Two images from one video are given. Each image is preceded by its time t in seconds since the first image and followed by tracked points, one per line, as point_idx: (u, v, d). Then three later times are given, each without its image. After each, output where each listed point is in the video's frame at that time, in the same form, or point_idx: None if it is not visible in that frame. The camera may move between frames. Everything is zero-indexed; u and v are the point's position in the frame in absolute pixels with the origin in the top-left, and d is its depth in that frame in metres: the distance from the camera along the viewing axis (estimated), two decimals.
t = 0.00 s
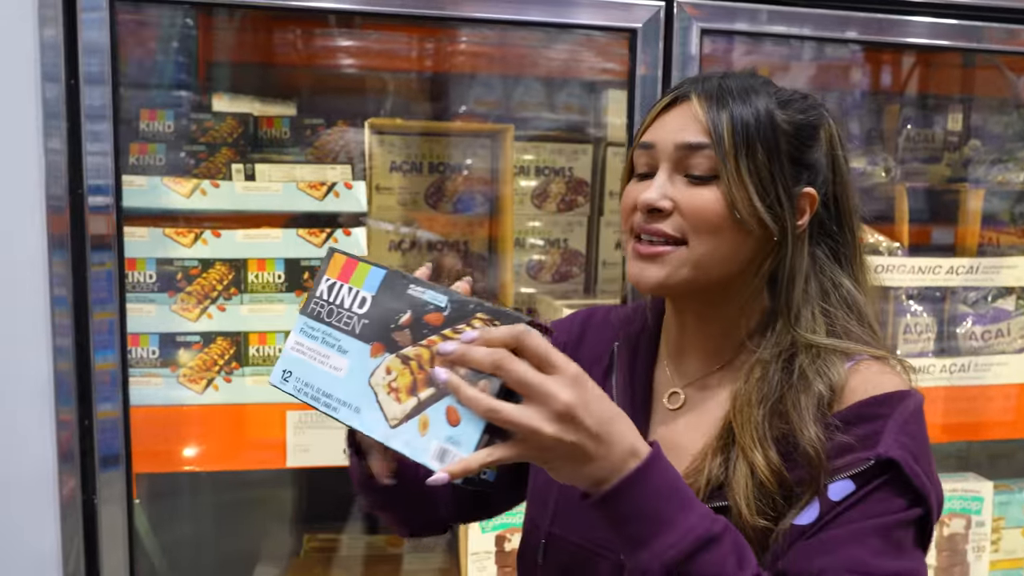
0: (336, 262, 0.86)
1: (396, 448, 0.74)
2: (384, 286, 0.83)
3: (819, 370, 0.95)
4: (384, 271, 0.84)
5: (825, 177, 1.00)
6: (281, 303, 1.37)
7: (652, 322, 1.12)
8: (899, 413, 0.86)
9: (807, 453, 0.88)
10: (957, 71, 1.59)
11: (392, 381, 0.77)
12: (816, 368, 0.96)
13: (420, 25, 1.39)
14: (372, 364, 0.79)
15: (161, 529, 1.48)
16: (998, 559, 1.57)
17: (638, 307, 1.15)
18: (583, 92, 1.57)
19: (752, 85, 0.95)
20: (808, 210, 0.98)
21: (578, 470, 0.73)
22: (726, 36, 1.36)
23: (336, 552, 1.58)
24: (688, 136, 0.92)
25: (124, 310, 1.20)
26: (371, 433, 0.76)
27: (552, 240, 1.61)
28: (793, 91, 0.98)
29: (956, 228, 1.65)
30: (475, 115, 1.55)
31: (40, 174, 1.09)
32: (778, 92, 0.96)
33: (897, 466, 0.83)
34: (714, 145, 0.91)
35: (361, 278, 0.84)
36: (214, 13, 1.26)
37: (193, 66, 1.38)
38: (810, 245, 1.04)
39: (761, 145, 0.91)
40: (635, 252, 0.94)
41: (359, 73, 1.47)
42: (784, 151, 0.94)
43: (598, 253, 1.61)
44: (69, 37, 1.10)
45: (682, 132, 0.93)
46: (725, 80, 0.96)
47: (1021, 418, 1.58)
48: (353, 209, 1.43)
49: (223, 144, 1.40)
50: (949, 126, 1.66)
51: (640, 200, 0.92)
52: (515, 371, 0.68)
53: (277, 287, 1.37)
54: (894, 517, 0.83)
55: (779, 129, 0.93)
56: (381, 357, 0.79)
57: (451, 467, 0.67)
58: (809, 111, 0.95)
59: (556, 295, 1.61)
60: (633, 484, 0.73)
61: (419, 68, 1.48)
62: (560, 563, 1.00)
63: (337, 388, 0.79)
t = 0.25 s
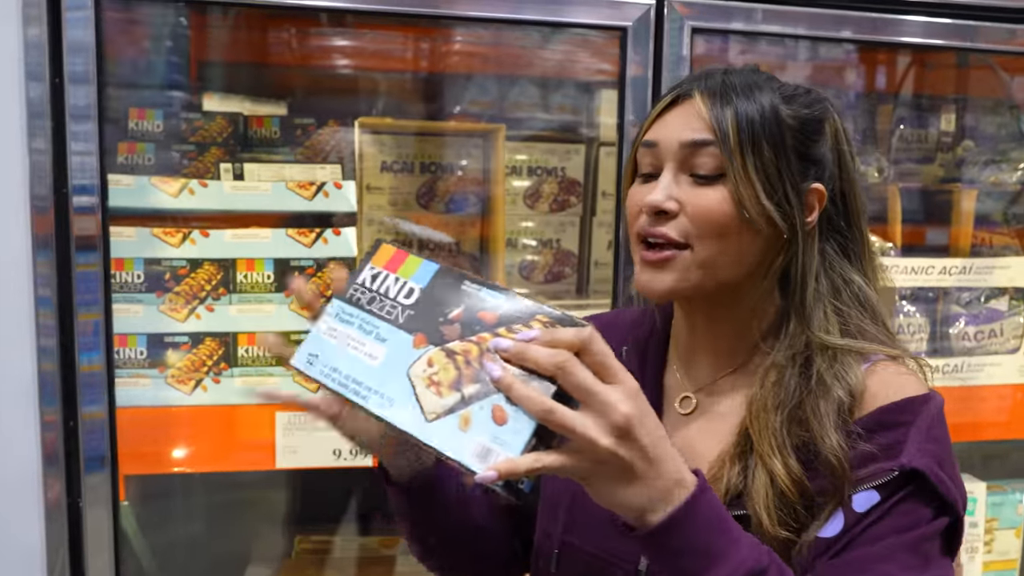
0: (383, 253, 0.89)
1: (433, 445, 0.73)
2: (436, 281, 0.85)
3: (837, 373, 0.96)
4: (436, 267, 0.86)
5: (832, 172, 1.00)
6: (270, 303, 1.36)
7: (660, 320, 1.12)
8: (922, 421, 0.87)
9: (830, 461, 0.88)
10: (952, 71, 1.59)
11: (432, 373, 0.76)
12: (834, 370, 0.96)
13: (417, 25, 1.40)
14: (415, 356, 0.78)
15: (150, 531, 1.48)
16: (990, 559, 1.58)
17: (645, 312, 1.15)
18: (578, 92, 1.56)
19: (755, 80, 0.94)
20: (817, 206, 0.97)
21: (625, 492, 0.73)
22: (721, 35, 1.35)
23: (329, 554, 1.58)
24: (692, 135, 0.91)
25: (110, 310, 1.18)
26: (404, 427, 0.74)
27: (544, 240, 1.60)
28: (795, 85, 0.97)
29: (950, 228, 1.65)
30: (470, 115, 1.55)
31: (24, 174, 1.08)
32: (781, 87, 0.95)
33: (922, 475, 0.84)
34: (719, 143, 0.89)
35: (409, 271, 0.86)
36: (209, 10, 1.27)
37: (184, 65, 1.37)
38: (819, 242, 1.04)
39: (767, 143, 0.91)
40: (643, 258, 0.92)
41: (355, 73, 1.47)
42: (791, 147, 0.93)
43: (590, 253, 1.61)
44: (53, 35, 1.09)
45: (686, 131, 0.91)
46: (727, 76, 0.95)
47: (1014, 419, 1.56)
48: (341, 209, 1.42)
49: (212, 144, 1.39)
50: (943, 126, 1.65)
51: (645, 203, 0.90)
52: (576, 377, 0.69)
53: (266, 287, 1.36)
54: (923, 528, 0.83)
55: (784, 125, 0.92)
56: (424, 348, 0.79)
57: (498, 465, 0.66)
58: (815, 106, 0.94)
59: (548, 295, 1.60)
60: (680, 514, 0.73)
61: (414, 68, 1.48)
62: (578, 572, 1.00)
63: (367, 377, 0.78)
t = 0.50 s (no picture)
0: (392, 302, 0.89)
1: (479, 487, 0.72)
2: (450, 321, 0.85)
3: (844, 371, 0.95)
4: (448, 309, 0.86)
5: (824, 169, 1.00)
6: (264, 304, 1.34)
7: (660, 323, 1.11)
8: (933, 418, 0.87)
9: (849, 460, 0.87)
10: (950, 69, 1.59)
11: (465, 416, 0.77)
12: (840, 367, 0.96)
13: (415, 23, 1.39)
14: (442, 402, 0.79)
15: (145, 533, 1.46)
16: (987, 559, 1.57)
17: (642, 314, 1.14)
18: (574, 92, 1.55)
19: (740, 82, 0.92)
20: (814, 204, 0.97)
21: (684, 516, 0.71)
22: (719, 33, 1.34)
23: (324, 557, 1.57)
24: (683, 147, 0.89)
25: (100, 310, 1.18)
26: (445, 473, 0.74)
27: (540, 239, 1.60)
28: (782, 83, 0.96)
29: (947, 228, 1.63)
30: (467, 114, 1.54)
31: (13, 174, 1.07)
32: (767, 87, 0.93)
33: (938, 475, 0.84)
34: (713, 154, 0.88)
35: (421, 317, 0.86)
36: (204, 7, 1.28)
37: (180, 65, 1.37)
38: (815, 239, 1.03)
39: (760, 147, 0.89)
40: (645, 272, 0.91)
41: (354, 72, 1.46)
42: (785, 150, 0.92)
43: (586, 252, 1.60)
44: (41, 34, 1.08)
45: (677, 143, 0.90)
46: (712, 81, 0.93)
47: (1014, 417, 1.56)
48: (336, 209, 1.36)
49: (206, 143, 1.37)
50: (940, 124, 1.65)
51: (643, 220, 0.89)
52: (618, 399, 0.68)
53: (260, 287, 1.34)
54: (940, 526, 0.83)
55: (774, 127, 0.90)
56: (452, 392, 0.79)
57: (558, 497, 0.66)
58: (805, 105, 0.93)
59: (544, 294, 1.60)
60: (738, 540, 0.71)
61: (412, 67, 1.47)
62: None
63: (398, 428, 0.78)
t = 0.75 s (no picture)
0: (384, 311, 0.87)
1: (490, 501, 0.72)
2: (448, 330, 0.84)
3: (833, 368, 0.95)
4: (444, 318, 0.85)
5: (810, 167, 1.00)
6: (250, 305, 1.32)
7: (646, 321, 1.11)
8: (921, 413, 0.87)
9: (842, 457, 0.87)
10: (937, 69, 1.60)
11: (471, 429, 0.76)
12: (829, 364, 0.96)
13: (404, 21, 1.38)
14: (444, 415, 0.78)
15: (131, 534, 1.47)
16: (974, 556, 1.59)
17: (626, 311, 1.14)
18: (563, 91, 1.55)
19: (727, 80, 0.92)
20: (800, 202, 0.97)
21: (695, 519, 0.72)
22: (707, 32, 1.34)
23: (309, 561, 1.55)
24: (671, 144, 0.89)
25: (83, 312, 1.17)
26: (453, 488, 0.73)
27: (529, 239, 1.59)
28: (769, 80, 0.96)
29: (934, 227, 1.63)
30: (456, 114, 1.54)
31: None
32: (754, 85, 0.93)
33: (927, 469, 0.84)
34: (701, 150, 0.87)
35: (417, 325, 0.85)
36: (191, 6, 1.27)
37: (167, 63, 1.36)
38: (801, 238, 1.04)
39: (748, 143, 0.89)
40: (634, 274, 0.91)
41: (343, 71, 1.45)
42: (771, 148, 0.91)
43: (574, 252, 1.60)
44: (22, 33, 1.07)
45: (665, 140, 0.89)
46: (700, 79, 0.93)
47: (999, 415, 1.57)
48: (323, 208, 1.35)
49: (190, 143, 1.35)
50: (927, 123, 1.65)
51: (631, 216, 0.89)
52: (629, 409, 0.68)
53: (246, 288, 1.33)
54: (928, 520, 0.83)
55: (760, 125, 0.90)
56: (454, 405, 0.78)
57: (576, 511, 0.66)
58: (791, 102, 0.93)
59: (533, 294, 1.60)
60: (751, 546, 0.71)
61: (401, 67, 1.47)
62: None
63: (400, 442, 0.78)
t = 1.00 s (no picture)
0: (371, 327, 0.85)
1: (491, 510, 0.71)
2: (439, 342, 0.83)
3: (816, 366, 0.96)
4: (435, 330, 0.84)
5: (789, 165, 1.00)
6: (237, 304, 1.31)
7: (630, 319, 1.10)
8: (903, 410, 0.88)
9: (826, 455, 0.87)
10: (923, 67, 1.61)
11: (469, 441, 0.75)
12: (811, 362, 0.96)
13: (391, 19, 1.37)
14: (440, 427, 0.76)
15: (118, 535, 1.45)
16: (962, 552, 1.59)
17: (608, 310, 1.12)
18: (553, 90, 1.56)
19: (707, 79, 0.92)
20: (780, 199, 0.97)
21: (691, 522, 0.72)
22: (695, 30, 1.34)
23: (300, 560, 1.55)
24: (651, 143, 0.88)
25: (68, 312, 1.15)
26: (452, 498, 0.72)
27: (517, 237, 1.59)
28: (748, 79, 0.96)
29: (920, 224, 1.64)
30: (445, 112, 1.54)
31: None
32: (733, 83, 0.93)
33: (911, 465, 0.85)
34: (682, 149, 0.87)
35: (408, 340, 0.84)
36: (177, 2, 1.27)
37: (152, 61, 1.35)
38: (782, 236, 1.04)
39: (728, 141, 0.89)
40: (616, 269, 0.90)
41: (330, 70, 1.45)
42: (752, 146, 0.92)
43: (563, 250, 1.61)
44: (4, 29, 1.06)
45: (645, 139, 0.89)
46: (679, 78, 0.93)
47: (985, 411, 1.58)
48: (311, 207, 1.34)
49: (177, 141, 1.34)
50: (914, 122, 1.66)
51: (613, 217, 0.88)
52: (628, 412, 0.68)
53: (233, 287, 1.32)
54: (913, 515, 0.84)
55: (741, 123, 0.90)
56: (450, 416, 0.77)
57: (583, 515, 0.65)
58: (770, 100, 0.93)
59: (521, 293, 1.60)
60: (747, 546, 0.72)
61: (389, 65, 1.47)
62: None
63: (398, 456, 0.75)
